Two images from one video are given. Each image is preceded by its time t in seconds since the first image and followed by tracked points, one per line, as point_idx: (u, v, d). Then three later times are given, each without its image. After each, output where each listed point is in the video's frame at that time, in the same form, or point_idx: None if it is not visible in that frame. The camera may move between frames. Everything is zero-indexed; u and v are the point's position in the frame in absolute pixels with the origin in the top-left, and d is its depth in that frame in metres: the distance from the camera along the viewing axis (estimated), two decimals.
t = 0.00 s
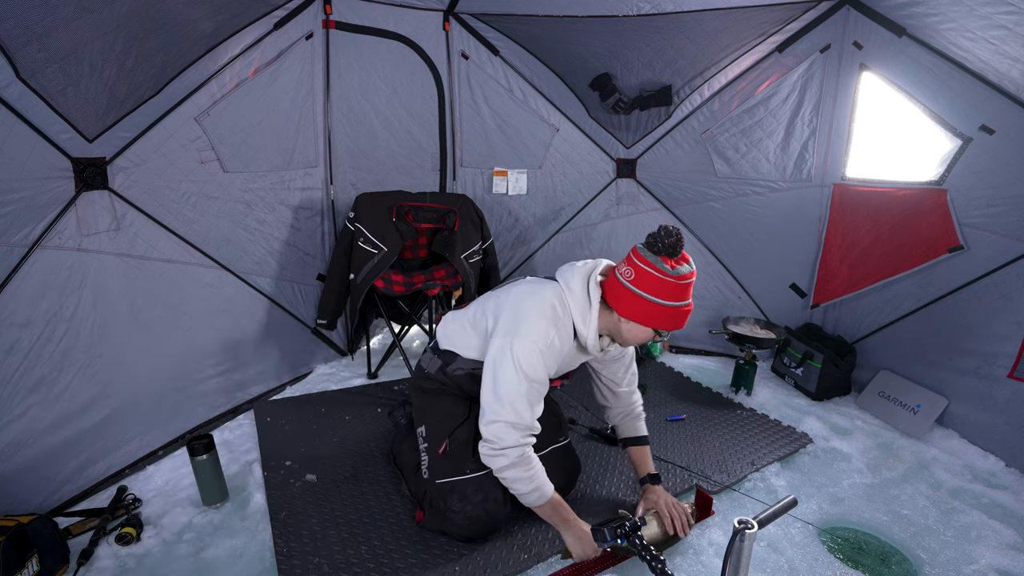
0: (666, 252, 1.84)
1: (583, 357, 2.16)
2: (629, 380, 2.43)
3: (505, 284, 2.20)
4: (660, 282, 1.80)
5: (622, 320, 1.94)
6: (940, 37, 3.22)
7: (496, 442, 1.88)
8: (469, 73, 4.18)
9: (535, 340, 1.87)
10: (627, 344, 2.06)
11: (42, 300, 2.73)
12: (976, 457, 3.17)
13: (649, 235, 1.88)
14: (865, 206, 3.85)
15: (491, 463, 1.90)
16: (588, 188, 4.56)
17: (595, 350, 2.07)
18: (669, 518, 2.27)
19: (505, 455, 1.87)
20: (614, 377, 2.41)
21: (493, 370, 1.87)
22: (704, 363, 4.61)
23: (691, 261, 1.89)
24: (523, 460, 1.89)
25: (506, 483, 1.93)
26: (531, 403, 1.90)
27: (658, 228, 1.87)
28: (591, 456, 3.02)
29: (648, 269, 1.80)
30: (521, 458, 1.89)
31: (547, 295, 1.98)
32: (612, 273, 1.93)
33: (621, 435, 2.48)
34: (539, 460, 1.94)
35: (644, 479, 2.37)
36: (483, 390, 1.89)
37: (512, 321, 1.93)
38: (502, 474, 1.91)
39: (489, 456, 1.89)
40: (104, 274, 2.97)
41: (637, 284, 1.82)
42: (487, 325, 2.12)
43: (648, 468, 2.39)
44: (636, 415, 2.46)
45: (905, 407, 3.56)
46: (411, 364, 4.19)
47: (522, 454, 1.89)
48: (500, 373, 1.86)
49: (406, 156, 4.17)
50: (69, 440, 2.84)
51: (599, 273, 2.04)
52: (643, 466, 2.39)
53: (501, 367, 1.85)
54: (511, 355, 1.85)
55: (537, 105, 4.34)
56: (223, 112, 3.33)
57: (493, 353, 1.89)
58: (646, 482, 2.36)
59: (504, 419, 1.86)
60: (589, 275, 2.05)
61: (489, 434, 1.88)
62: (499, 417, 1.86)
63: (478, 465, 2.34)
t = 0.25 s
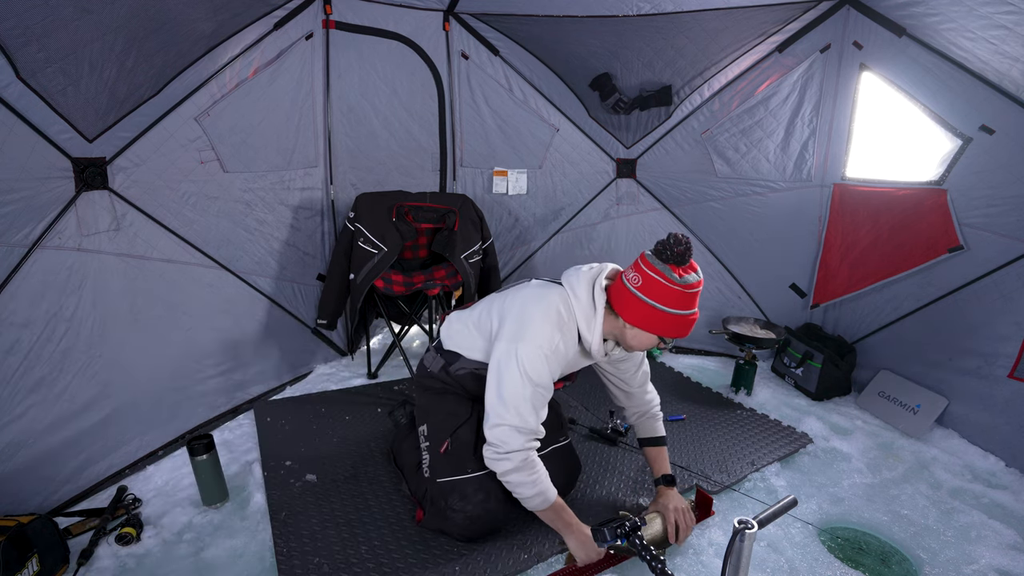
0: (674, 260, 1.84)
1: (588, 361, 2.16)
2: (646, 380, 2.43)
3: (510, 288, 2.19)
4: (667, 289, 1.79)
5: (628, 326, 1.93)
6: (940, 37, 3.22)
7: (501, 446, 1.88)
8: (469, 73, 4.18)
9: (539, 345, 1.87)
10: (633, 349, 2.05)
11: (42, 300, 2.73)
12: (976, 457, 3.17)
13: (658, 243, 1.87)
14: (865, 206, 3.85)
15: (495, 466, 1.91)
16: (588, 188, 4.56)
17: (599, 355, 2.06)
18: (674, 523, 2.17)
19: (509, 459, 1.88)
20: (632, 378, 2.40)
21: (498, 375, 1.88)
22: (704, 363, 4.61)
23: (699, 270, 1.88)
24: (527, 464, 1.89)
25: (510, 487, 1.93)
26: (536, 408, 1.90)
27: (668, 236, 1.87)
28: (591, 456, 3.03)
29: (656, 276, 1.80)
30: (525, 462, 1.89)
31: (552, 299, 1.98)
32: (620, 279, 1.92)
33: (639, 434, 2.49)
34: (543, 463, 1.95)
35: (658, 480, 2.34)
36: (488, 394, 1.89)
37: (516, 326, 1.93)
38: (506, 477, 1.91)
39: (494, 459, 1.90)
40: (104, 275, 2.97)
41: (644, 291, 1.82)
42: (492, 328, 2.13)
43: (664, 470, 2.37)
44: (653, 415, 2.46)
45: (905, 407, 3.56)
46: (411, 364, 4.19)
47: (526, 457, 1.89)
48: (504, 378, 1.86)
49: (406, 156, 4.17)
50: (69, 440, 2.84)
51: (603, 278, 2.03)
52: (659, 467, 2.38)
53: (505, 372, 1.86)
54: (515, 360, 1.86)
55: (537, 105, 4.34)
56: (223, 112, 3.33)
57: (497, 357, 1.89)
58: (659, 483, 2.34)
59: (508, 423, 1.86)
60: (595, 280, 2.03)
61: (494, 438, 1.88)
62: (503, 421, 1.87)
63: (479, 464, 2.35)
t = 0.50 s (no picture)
0: (680, 269, 1.82)
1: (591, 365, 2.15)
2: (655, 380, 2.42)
3: (514, 291, 2.19)
4: (669, 297, 1.78)
5: (628, 332, 1.92)
6: (940, 37, 3.23)
7: (504, 451, 1.88)
8: (469, 73, 4.18)
9: (543, 349, 1.87)
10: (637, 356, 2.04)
11: (42, 300, 2.73)
12: (976, 457, 3.18)
13: (665, 251, 1.86)
14: (865, 206, 3.85)
15: (499, 471, 1.90)
16: (588, 188, 4.56)
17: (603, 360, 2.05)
18: (680, 521, 2.17)
19: (514, 463, 1.87)
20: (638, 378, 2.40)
21: (501, 380, 1.87)
22: (704, 363, 4.61)
23: (705, 281, 1.86)
24: (531, 468, 1.89)
25: (515, 492, 1.93)
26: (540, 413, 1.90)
27: (675, 245, 1.86)
28: (591, 456, 3.03)
29: (659, 283, 1.79)
30: (529, 467, 1.89)
31: (555, 304, 1.97)
32: (624, 284, 1.92)
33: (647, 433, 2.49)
34: (547, 468, 1.95)
35: (667, 478, 2.34)
36: (491, 399, 1.88)
37: (520, 330, 1.92)
38: (510, 482, 1.91)
39: (498, 464, 1.89)
40: (104, 274, 2.97)
41: (646, 297, 1.81)
42: (495, 331, 2.12)
43: (671, 468, 2.38)
44: (662, 414, 2.46)
45: (905, 407, 3.56)
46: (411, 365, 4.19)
47: (530, 462, 1.89)
48: (507, 383, 1.85)
49: (406, 156, 4.17)
50: (69, 440, 2.84)
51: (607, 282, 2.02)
52: (668, 466, 2.38)
53: (509, 377, 1.85)
54: (519, 365, 1.85)
55: (537, 105, 4.34)
56: (223, 112, 3.33)
57: (500, 361, 1.89)
58: (668, 482, 2.33)
59: (512, 428, 1.86)
60: (598, 285, 2.02)
61: (497, 443, 1.88)
62: (507, 426, 1.86)
63: (481, 464, 2.37)
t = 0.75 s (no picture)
0: (678, 281, 1.78)
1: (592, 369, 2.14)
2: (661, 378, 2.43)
3: (515, 295, 2.18)
4: (660, 308, 1.77)
5: (622, 339, 1.92)
6: (940, 37, 3.22)
7: (509, 458, 1.88)
8: (469, 73, 4.18)
9: (543, 355, 1.87)
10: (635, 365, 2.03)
11: (42, 300, 2.73)
12: (976, 457, 3.17)
13: (670, 261, 1.83)
14: (865, 206, 3.85)
15: (503, 477, 1.90)
16: (588, 188, 4.56)
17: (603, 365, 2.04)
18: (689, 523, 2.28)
19: (517, 469, 1.87)
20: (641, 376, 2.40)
21: (503, 387, 1.87)
22: (704, 363, 4.61)
23: (706, 298, 1.80)
24: (535, 474, 1.89)
25: (518, 497, 1.92)
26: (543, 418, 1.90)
27: (680, 256, 1.82)
28: (590, 456, 3.03)
29: (654, 292, 1.78)
30: (532, 473, 1.88)
31: (555, 308, 1.96)
32: (625, 289, 1.92)
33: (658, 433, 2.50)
34: (551, 472, 1.94)
35: (681, 476, 2.36)
36: (495, 406, 1.89)
37: (520, 336, 1.92)
38: (514, 488, 1.91)
39: (502, 470, 1.89)
40: (104, 274, 2.97)
41: (639, 304, 1.81)
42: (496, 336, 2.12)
43: (685, 467, 2.39)
44: (672, 413, 2.46)
45: (905, 407, 3.56)
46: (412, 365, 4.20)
47: (534, 468, 1.89)
48: (509, 390, 1.85)
49: (406, 156, 4.17)
50: (69, 440, 2.84)
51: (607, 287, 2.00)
52: (681, 464, 2.40)
53: (510, 383, 1.85)
54: (520, 370, 1.85)
55: (537, 105, 4.34)
56: (223, 112, 3.33)
57: (501, 367, 1.89)
58: (681, 480, 2.36)
59: (515, 433, 1.86)
60: (598, 289, 2.00)
61: (501, 450, 1.88)
62: (509, 432, 1.86)
63: (481, 463, 2.37)
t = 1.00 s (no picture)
0: (677, 281, 1.77)
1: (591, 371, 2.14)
2: (665, 379, 2.43)
3: (517, 295, 2.20)
4: (657, 308, 1.76)
5: (620, 339, 1.92)
6: (940, 37, 3.22)
7: (498, 452, 1.88)
8: (469, 73, 4.18)
9: (539, 355, 1.87)
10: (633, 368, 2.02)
11: (42, 300, 2.73)
12: (976, 458, 3.17)
13: (669, 261, 1.83)
14: (865, 206, 3.85)
15: (493, 473, 1.91)
16: (588, 188, 4.56)
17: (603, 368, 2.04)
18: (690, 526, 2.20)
19: (505, 465, 1.87)
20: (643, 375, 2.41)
21: (497, 384, 1.88)
22: (704, 363, 4.61)
23: (705, 299, 1.79)
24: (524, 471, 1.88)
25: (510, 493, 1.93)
26: (536, 417, 1.90)
27: (681, 257, 1.82)
28: (591, 456, 3.03)
29: (652, 292, 1.79)
30: (522, 470, 1.88)
31: (554, 309, 1.97)
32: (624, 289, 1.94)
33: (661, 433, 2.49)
34: (542, 470, 1.94)
35: (680, 479, 2.33)
36: (489, 402, 1.90)
37: (518, 336, 1.93)
38: (504, 484, 1.91)
39: (491, 466, 1.90)
40: (104, 274, 2.97)
41: (637, 303, 1.81)
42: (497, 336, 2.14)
43: (685, 470, 2.37)
44: (677, 414, 2.46)
45: (905, 407, 3.56)
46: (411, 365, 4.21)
47: (523, 465, 1.88)
48: (504, 387, 1.86)
49: (406, 156, 4.17)
50: (69, 440, 2.84)
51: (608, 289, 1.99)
52: (682, 467, 2.38)
53: (504, 380, 1.86)
54: (515, 370, 1.86)
55: (537, 105, 4.34)
56: (223, 112, 3.33)
57: (498, 366, 1.90)
58: (681, 483, 2.33)
59: (505, 430, 1.86)
60: (598, 291, 1.99)
61: (491, 445, 1.89)
62: (501, 429, 1.87)
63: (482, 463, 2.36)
